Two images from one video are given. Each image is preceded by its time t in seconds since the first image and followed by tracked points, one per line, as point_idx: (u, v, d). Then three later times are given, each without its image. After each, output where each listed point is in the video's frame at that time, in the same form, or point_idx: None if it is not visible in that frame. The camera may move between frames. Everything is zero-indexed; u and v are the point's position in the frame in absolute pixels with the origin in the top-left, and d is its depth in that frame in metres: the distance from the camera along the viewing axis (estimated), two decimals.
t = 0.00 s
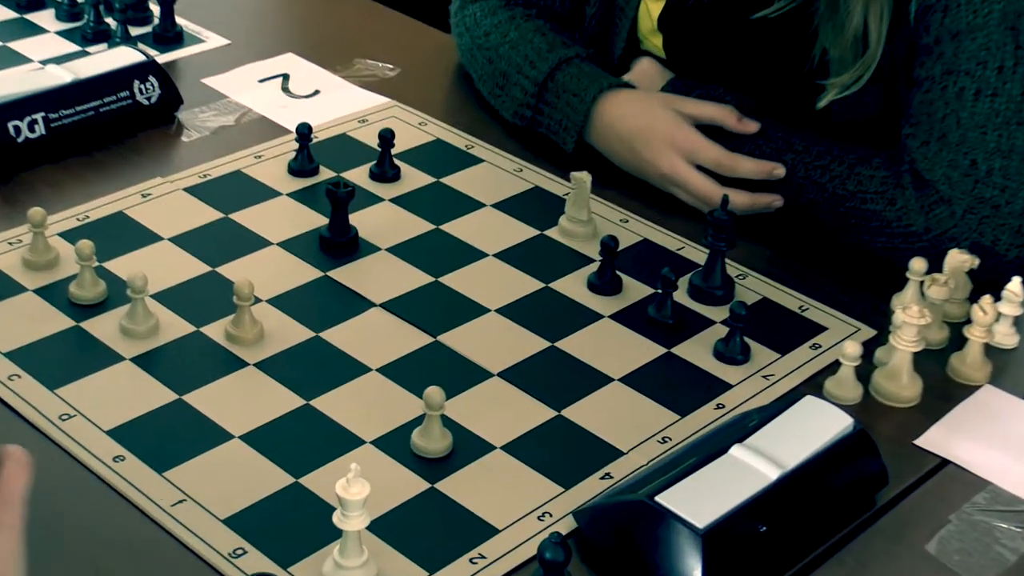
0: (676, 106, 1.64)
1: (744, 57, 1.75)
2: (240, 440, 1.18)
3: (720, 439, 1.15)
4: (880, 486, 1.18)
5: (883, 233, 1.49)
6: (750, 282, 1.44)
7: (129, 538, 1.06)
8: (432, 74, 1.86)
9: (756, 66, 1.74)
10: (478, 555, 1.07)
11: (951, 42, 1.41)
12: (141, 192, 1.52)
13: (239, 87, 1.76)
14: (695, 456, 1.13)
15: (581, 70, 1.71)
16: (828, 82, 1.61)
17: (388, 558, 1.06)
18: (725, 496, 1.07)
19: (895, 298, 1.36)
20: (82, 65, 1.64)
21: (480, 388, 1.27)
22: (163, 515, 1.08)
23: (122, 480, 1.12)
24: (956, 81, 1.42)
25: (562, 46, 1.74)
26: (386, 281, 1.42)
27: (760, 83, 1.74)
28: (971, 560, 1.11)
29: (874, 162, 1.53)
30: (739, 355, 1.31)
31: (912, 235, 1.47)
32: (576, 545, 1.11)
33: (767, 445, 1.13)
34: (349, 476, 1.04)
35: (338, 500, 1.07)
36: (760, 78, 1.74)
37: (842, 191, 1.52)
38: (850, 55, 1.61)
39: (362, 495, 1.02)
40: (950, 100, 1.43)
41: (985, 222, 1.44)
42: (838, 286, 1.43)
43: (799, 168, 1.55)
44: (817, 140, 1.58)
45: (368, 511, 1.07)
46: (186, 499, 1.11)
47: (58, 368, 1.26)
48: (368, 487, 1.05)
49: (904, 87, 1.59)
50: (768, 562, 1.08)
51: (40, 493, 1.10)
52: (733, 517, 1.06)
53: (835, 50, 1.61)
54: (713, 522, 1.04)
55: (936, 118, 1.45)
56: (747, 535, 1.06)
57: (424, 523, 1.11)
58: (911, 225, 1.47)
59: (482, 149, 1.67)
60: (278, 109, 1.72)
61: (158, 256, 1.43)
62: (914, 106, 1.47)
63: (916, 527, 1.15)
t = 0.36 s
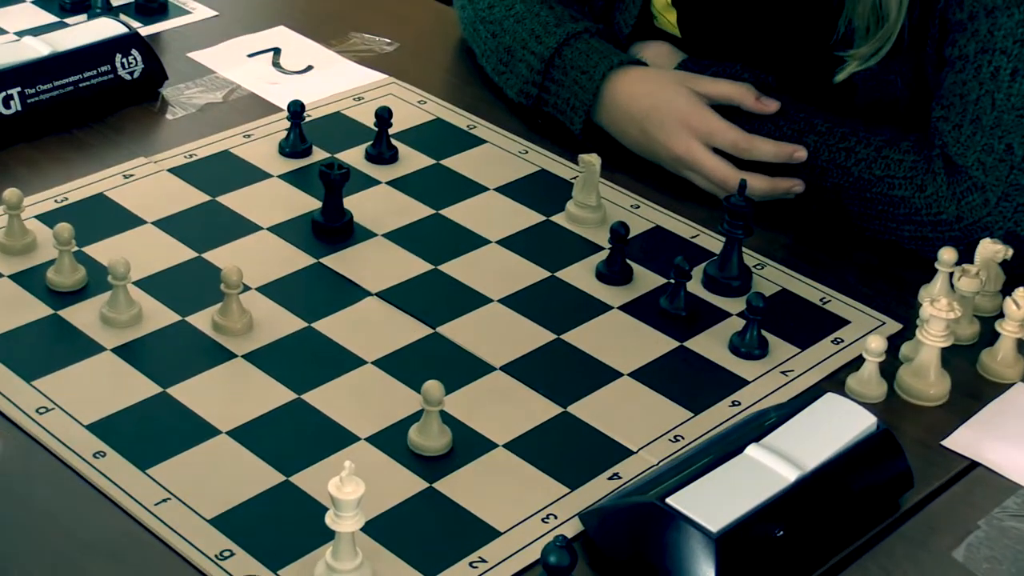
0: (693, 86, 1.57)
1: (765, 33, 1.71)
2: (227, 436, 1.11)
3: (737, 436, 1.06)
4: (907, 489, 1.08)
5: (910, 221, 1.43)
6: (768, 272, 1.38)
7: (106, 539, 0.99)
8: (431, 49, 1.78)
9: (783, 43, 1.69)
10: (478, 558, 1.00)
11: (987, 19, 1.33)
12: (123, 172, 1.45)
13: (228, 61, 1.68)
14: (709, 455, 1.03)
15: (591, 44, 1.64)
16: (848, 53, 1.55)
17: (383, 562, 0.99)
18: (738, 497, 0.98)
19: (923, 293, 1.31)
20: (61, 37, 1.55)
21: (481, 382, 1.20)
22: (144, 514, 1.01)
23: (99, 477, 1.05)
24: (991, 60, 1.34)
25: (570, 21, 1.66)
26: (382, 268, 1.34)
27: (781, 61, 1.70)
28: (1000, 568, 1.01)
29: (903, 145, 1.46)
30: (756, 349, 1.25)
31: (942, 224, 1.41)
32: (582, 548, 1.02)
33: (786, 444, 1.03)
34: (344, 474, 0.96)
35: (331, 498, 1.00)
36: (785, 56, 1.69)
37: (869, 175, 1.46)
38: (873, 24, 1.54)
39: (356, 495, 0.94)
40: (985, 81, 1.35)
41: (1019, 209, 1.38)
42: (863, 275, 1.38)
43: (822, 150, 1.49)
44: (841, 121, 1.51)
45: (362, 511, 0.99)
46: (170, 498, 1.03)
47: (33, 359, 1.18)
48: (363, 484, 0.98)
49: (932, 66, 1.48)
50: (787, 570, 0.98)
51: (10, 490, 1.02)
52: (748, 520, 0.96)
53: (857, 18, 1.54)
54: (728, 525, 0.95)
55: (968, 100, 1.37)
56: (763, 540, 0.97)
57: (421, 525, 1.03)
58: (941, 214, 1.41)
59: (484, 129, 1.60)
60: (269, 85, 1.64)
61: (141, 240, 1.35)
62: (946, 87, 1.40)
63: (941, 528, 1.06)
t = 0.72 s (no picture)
0: (711, 80, 1.58)
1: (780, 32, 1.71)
2: (241, 433, 1.11)
3: (750, 435, 1.06)
4: (920, 489, 1.08)
5: (925, 220, 1.42)
6: (781, 271, 1.38)
7: (120, 535, 0.99)
8: (444, 46, 1.78)
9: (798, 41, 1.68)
10: (491, 557, 1.00)
11: (1003, 17, 1.34)
12: (136, 169, 1.45)
13: (242, 58, 1.68)
14: (722, 454, 1.03)
15: (607, 37, 1.65)
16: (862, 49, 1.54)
17: (396, 560, 0.99)
18: (750, 496, 0.98)
19: (937, 291, 1.30)
20: (76, 33, 1.55)
21: (494, 381, 1.20)
22: (158, 511, 1.02)
23: (114, 474, 1.05)
24: (1008, 59, 1.35)
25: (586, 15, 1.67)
26: (395, 266, 1.34)
27: (795, 59, 1.70)
28: (1014, 569, 1.01)
29: (918, 144, 1.47)
30: (770, 349, 1.25)
31: (957, 223, 1.42)
32: (595, 547, 1.03)
33: (799, 444, 1.03)
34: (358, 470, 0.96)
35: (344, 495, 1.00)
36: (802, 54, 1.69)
37: (884, 174, 1.46)
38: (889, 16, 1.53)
39: (369, 493, 0.95)
40: (1002, 80, 1.36)
41: None
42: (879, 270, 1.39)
43: (838, 148, 1.49)
44: (856, 120, 1.52)
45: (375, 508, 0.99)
46: (184, 495, 1.04)
47: (47, 355, 1.18)
48: (377, 484, 0.98)
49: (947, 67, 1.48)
50: (800, 570, 0.98)
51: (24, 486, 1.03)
52: (761, 520, 0.96)
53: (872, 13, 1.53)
54: (741, 525, 0.95)
55: (983, 99, 1.38)
56: (776, 539, 0.96)
57: (434, 523, 1.03)
58: (956, 212, 1.42)
59: (497, 127, 1.60)
60: (283, 82, 1.64)
61: (156, 237, 1.35)
62: (962, 85, 1.40)
63: (955, 528, 1.05)
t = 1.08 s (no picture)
0: None
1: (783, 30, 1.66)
2: (245, 434, 1.11)
3: (753, 436, 1.06)
4: (923, 490, 1.08)
5: (928, 221, 1.42)
6: (785, 272, 1.38)
7: (125, 536, 0.99)
8: (447, 47, 1.78)
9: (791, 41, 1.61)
10: (495, 557, 1.00)
11: (1007, 19, 1.32)
12: (140, 170, 1.45)
13: (245, 60, 1.68)
14: (725, 455, 1.03)
15: None
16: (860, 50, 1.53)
17: (399, 560, 0.99)
18: (751, 497, 0.98)
19: (940, 292, 1.30)
20: (80, 35, 1.56)
21: (497, 382, 1.20)
22: (162, 512, 1.02)
23: (118, 475, 1.05)
24: (1012, 60, 1.33)
25: None
26: (398, 267, 1.34)
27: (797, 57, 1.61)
28: (1017, 570, 1.01)
29: (924, 144, 1.44)
30: (773, 350, 1.25)
31: (961, 223, 1.41)
32: (598, 547, 1.03)
33: (802, 444, 1.03)
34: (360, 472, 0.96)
35: (347, 497, 1.00)
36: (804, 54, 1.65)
37: (890, 174, 1.44)
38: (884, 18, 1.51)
39: (372, 494, 0.94)
40: (1007, 82, 1.34)
41: None
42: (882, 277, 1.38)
43: (842, 151, 1.47)
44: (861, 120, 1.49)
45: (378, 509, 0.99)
46: (187, 496, 1.04)
47: (51, 356, 1.19)
48: (380, 482, 0.97)
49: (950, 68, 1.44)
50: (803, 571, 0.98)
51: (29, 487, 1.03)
52: (763, 521, 0.96)
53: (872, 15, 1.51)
54: (744, 526, 0.95)
55: (986, 100, 1.36)
56: (777, 540, 0.97)
57: (438, 524, 1.03)
58: (960, 213, 1.41)
59: (501, 128, 1.60)
60: (287, 84, 1.64)
61: (159, 238, 1.35)
62: (965, 86, 1.37)
63: (958, 530, 1.05)
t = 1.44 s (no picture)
0: None
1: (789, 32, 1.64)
2: (252, 429, 1.11)
3: (761, 435, 1.06)
4: (930, 490, 1.08)
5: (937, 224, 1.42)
6: (792, 271, 1.38)
7: (133, 529, 0.99)
8: (456, 45, 1.78)
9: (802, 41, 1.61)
10: (502, 553, 1.00)
11: (1019, 20, 1.30)
12: (149, 165, 1.45)
13: (255, 56, 1.68)
14: (732, 453, 1.03)
15: None
16: (862, 55, 1.52)
17: (407, 555, 1.00)
18: (758, 495, 0.98)
19: (948, 293, 1.30)
20: (91, 29, 1.56)
21: (505, 378, 1.20)
22: (170, 505, 1.02)
23: (126, 467, 1.05)
24: None
25: None
26: (407, 264, 1.35)
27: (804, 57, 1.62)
28: None
29: (933, 146, 1.44)
30: (780, 349, 1.25)
31: (969, 225, 1.41)
32: (606, 544, 1.03)
33: (809, 442, 1.03)
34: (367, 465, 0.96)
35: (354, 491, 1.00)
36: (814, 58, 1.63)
37: (899, 176, 1.44)
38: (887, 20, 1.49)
39: (379, 489, 0.94)
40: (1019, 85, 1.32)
41: None
42: (891, 279, 1.38)
43: (851, 151, 1.47)
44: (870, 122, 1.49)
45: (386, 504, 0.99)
46: (194, 489, 1.04)
47: (60, 349, 1.19)
48: (387, 476, 0.97)
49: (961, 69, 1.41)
50: (809, 569, 0.98)
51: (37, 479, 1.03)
52: (770, 519, 0.96)
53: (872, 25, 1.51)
54: (752, 524, 0.95)
55: (998, 102, 1.34)
56: (785, 539, 0.96)
57: (445, 519, 1.03)
58: (969, 215, 1.40)
59: (509, 126, 1.60)
60: (296, 80, 1.65)
61: (168, 233, 1.36)
62: (975, 87, 1.36)
63: (965, 531, 1.05)
